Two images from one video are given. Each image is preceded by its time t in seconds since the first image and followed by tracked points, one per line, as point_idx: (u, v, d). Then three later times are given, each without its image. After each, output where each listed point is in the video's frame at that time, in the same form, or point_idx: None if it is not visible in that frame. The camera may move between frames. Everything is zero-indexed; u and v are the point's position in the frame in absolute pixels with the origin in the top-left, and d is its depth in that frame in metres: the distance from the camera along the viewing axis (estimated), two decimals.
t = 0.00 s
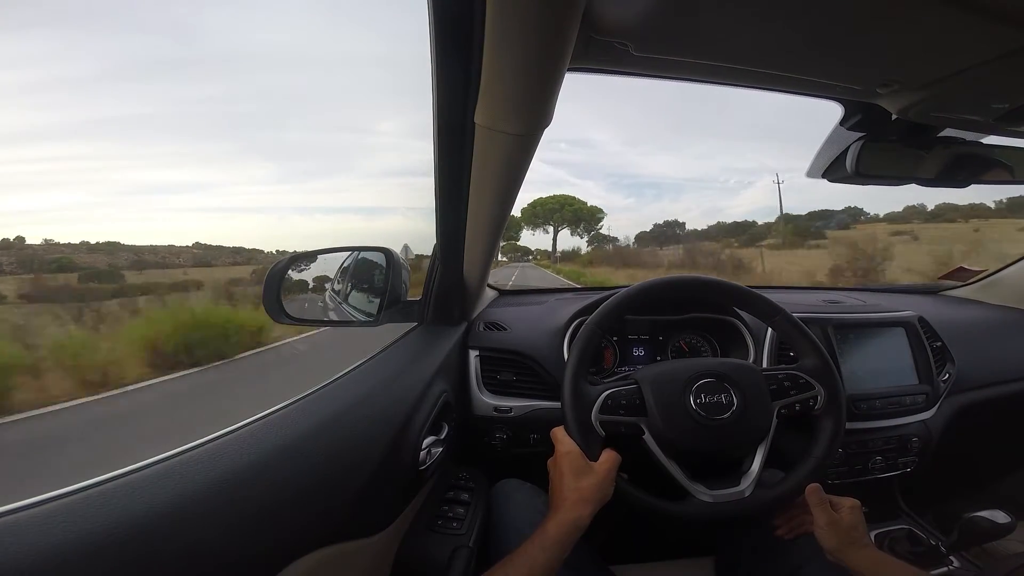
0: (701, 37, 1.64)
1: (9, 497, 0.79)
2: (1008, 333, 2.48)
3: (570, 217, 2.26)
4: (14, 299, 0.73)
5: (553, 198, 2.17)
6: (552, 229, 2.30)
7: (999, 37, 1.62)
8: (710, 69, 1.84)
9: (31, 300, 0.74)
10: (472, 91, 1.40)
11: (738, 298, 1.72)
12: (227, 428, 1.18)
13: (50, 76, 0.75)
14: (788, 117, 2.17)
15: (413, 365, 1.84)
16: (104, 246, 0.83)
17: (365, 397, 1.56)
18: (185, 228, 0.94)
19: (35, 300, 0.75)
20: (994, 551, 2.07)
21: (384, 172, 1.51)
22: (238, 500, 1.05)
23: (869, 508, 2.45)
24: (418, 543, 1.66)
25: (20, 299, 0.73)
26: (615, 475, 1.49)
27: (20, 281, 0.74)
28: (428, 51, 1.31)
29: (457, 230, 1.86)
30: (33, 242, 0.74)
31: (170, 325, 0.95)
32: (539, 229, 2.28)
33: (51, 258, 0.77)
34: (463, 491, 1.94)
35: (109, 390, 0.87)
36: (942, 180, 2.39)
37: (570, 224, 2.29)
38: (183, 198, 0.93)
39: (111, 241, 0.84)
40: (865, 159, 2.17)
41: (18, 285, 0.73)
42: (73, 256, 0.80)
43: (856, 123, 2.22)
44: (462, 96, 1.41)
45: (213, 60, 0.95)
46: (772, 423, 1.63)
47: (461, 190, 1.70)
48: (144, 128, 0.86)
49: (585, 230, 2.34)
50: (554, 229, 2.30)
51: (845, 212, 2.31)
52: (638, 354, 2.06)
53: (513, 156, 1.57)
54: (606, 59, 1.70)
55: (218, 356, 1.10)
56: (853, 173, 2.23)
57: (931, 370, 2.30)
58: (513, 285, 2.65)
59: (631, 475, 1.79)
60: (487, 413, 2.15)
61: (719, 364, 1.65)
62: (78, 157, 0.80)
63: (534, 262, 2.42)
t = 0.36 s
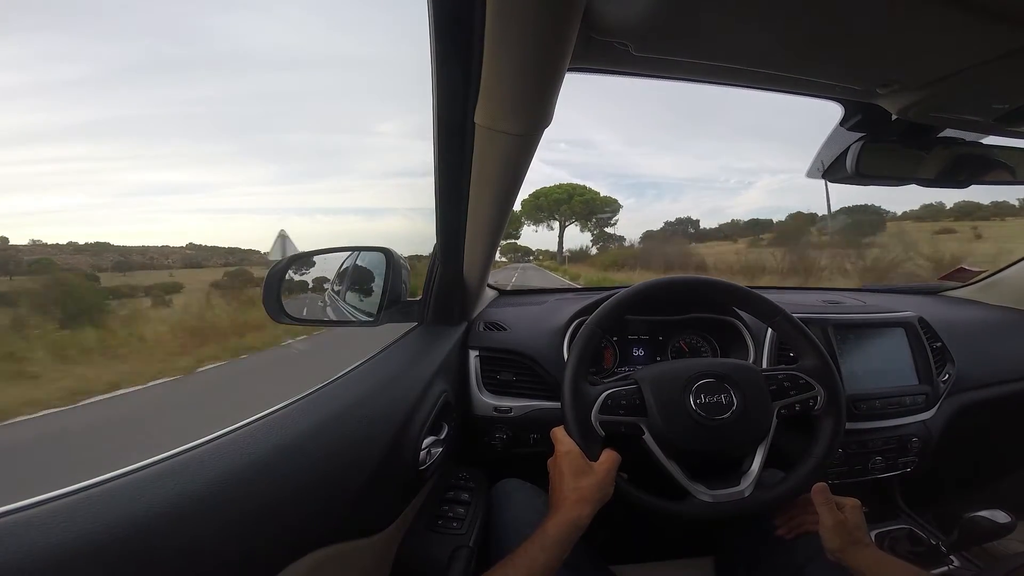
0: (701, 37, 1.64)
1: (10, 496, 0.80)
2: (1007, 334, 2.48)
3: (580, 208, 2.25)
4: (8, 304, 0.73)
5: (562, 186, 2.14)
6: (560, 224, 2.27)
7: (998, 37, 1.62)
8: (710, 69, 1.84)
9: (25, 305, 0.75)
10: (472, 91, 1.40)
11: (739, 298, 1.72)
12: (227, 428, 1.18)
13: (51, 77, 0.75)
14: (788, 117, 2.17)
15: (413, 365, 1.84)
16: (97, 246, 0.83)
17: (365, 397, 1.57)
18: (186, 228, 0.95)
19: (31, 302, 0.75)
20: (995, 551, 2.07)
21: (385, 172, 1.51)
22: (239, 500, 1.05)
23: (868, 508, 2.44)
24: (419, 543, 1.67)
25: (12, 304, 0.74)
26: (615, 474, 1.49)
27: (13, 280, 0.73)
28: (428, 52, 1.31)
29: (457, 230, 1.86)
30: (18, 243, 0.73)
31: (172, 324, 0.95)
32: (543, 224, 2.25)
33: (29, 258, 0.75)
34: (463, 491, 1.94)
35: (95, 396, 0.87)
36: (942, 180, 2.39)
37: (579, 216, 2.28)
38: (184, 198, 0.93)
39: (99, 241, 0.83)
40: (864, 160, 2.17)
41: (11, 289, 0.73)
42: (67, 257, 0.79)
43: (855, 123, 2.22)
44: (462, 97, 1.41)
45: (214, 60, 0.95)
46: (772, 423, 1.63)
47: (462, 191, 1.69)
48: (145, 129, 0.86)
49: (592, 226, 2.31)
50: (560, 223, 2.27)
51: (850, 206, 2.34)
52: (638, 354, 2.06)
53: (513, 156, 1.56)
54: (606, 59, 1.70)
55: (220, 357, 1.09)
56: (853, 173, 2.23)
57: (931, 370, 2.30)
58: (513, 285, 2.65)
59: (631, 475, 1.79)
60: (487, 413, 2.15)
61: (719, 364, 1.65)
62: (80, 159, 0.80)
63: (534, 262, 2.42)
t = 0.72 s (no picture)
0: (700, 37, 1.64)
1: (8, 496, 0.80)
2: (1007, 334, 2.48)
3: (597, 191, 2.18)
4: (9, 305, 0.73)
5: (570, 168, 2.09)
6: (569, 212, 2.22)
7: (998, 37, 1.63)
8: (710, 69, 1.84)
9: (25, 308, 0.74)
10: (472, 91, 1.39)
11: (739, 298, 1.72)
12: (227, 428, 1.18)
13: (50, 77, 0.75)
14: (788, 117, 2.17)
15: (413, 365, 1.84)
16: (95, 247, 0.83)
17: (365, 397, 1.56)
18: (185, 228, 0.94)
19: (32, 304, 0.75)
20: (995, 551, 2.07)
21: (385, 172, 1.51)
22: (239, 500, 1.05)
23: (868, 508, 2.44)
24: (419, 543, 1.66)
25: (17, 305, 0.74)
26: (616, 474, 1.49)
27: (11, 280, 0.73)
28: (428, 52, 1.31)
29: (457, 230, 1.86)
30: None
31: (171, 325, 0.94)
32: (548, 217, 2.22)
33: (3, 257, 0.73)
34: (463, 491, 1.94)
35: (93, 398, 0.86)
36: (943, 180, 2.39)
37: (596, 201, 2.20)
38: (183, 198, 0.93)
39: (98, 240, 0.83)
40: (864, 160, 2.17)
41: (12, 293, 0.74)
42: (63, 258, 0.79)
43: (856, 123, 2.22)
44: (462, 97, 1.41)
45: (213, 60, 0.95)
46: (772, 423, 1.63)
47: (462, 191, 1.69)
48: (145, 129, 0.86)
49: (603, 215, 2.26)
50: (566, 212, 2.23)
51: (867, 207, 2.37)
52: (638, 354, 2.06)
53: (513, 156, 1.56)
54: (607, 59, 1.70)
55: (221, 357, 1.09)
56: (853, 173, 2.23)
57: (931, 370, 2.30)
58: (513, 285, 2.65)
59: (631, 475, 1.79)
60: (487, 413, 2.15)
61: (719, 364, 1.65)
62: (79, 158, 0.80)
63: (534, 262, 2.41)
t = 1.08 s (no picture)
0: (700, 38, 1.64)
1: (9, 496, 0.80)
2: (1006, 333, 2.48)
3: (625, 163, 2.13)
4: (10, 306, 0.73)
5: (590, 139, 2.07)
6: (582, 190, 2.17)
7: (998, 37, 1.63)
8: (709, 70, 1.85)
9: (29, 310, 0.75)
10: (473, 92, 1.39)
11: (738, 298, 1.72)
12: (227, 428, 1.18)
13: (47, 78, 0.75)
14: (788, 117, 2.17)
15: (413, 365, 1.84)
16: (98, 247, 0.83)
17: (365, 397, 1.56)
18: (185, 228, 0.95)
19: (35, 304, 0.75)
20: (994, 551, 2.07)
21: (384, 172, 1.51)
22: (239, 501, 1.05)
23: (868, 507, 2.44)
24: (419, 542, 1.67)
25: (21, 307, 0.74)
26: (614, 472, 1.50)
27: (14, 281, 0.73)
28: (428, 53, 1.31)
29: (457, 230, 1.85)
30: None
31: (172, 326, 0.95)
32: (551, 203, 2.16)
33: None
34: (463, 491, 1.94)
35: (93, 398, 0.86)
36: (943, 180, 2.39)
37: (625, 175, 2.15)
38: (184, 198, 0.93)
39: (96, 241, 0.83)
40: (864, 160, 2.16)
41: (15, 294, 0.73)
42: (62, 258, 0.79)
43: (856, 122, 2.21)
44: (462, 97, 1.40)
45: (212, 60, 0.95)
46: (772, 423, 1.63)
47: (461, 191, 1.69)
48: (145, 129, 0.86)
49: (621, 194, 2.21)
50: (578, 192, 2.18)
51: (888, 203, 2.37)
52: (638, 354, 2.06)
53: (513, 156, 1.56)
54: (606, 59, 1.70)
55: (221, 357, 1.10)
56: (853, 173, 2.23)
57: (931, 370, 2.30)
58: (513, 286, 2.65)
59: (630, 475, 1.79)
60: (487, 413, 2.15)
61: (719, 364, 1.65)
62: (80, 158, 0.81)
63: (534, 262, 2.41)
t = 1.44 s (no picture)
0: (700, 37, 1.64)
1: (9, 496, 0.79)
2: (1006, 333, 2.48)
3: (691, 107, 2.06)
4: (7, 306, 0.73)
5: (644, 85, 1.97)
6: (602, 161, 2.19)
7: (997, 37, 1.63)
8: (709, 70, 1.85)
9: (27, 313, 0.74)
10: (473, 92, 1.38)
11: (738, 298, 1.71)
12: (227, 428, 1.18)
13: (47, 78, 0.75)
14: (788, 117, 2.17)
15: (414, 365, 1.84)
16: (98, 247, 0.83)
17: (365, 398, 1.56)
18: (186, 228, 0.95)
19: (33, 304, 0.75)
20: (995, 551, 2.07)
21: (385, 172, 1.51)
22: (239, 502, 1.05)
23: (869, 508, 2.44)
24: (418, 542, 1.66)
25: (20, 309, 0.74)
26: (613, 469, 1.50)
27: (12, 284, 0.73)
28: (427, 54, 1.30)
29: (457, 230, 1.84)
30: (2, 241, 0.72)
31: (171, 326, 0.95)
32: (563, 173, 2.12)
33: None
34: (463, 491, 1.94)
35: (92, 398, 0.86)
36: (943, 180, 2.39)
37: (693, 118, 2.09)
38: (184, 197, 0.93)
39: (93, 242, 0.82)
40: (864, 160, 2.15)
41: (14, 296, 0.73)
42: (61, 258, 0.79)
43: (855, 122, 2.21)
44: (462, 97, 1.39)
45: (212, 59, 0.95)
46: (772, 423, 1.63)
47: (461, 191, 1.68)
48: (147, 129, 0.87)
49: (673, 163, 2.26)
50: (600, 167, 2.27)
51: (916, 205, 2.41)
52: (638, 354, 2.05)
53: (514, 156, 1.56)
54: (606, 59, 1.70)
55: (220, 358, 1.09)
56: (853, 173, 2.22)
57: (931, 370, 2.31)
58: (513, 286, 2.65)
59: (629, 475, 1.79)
60: (487, 413, 2.15)
61: (719, 364, 1.65)
62: (81, 157, 0.81)
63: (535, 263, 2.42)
